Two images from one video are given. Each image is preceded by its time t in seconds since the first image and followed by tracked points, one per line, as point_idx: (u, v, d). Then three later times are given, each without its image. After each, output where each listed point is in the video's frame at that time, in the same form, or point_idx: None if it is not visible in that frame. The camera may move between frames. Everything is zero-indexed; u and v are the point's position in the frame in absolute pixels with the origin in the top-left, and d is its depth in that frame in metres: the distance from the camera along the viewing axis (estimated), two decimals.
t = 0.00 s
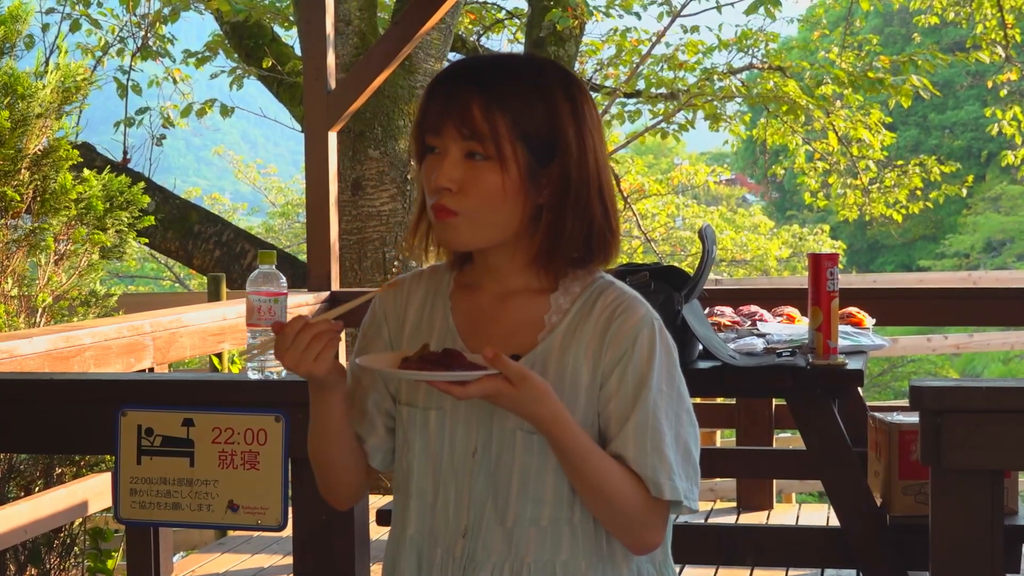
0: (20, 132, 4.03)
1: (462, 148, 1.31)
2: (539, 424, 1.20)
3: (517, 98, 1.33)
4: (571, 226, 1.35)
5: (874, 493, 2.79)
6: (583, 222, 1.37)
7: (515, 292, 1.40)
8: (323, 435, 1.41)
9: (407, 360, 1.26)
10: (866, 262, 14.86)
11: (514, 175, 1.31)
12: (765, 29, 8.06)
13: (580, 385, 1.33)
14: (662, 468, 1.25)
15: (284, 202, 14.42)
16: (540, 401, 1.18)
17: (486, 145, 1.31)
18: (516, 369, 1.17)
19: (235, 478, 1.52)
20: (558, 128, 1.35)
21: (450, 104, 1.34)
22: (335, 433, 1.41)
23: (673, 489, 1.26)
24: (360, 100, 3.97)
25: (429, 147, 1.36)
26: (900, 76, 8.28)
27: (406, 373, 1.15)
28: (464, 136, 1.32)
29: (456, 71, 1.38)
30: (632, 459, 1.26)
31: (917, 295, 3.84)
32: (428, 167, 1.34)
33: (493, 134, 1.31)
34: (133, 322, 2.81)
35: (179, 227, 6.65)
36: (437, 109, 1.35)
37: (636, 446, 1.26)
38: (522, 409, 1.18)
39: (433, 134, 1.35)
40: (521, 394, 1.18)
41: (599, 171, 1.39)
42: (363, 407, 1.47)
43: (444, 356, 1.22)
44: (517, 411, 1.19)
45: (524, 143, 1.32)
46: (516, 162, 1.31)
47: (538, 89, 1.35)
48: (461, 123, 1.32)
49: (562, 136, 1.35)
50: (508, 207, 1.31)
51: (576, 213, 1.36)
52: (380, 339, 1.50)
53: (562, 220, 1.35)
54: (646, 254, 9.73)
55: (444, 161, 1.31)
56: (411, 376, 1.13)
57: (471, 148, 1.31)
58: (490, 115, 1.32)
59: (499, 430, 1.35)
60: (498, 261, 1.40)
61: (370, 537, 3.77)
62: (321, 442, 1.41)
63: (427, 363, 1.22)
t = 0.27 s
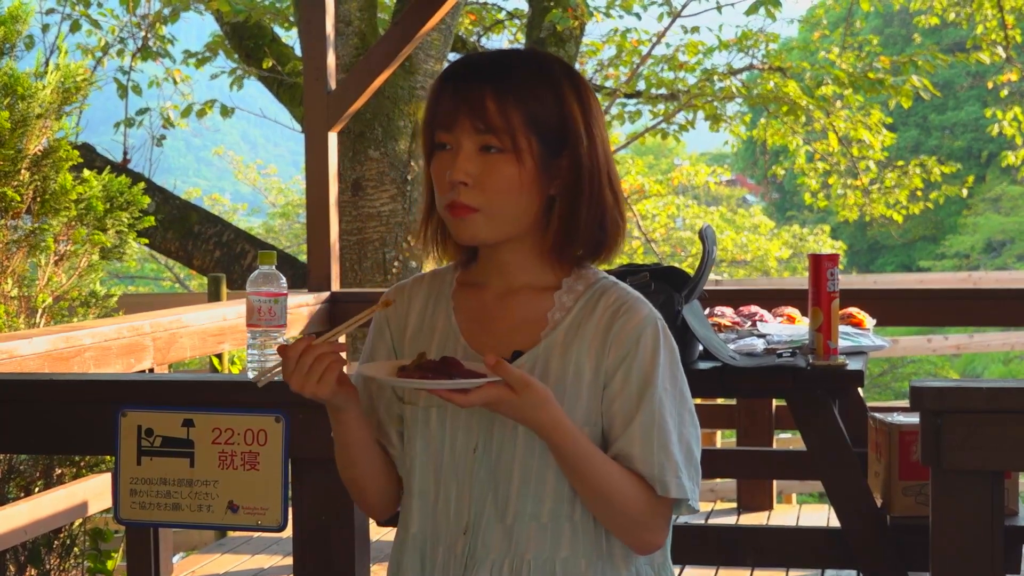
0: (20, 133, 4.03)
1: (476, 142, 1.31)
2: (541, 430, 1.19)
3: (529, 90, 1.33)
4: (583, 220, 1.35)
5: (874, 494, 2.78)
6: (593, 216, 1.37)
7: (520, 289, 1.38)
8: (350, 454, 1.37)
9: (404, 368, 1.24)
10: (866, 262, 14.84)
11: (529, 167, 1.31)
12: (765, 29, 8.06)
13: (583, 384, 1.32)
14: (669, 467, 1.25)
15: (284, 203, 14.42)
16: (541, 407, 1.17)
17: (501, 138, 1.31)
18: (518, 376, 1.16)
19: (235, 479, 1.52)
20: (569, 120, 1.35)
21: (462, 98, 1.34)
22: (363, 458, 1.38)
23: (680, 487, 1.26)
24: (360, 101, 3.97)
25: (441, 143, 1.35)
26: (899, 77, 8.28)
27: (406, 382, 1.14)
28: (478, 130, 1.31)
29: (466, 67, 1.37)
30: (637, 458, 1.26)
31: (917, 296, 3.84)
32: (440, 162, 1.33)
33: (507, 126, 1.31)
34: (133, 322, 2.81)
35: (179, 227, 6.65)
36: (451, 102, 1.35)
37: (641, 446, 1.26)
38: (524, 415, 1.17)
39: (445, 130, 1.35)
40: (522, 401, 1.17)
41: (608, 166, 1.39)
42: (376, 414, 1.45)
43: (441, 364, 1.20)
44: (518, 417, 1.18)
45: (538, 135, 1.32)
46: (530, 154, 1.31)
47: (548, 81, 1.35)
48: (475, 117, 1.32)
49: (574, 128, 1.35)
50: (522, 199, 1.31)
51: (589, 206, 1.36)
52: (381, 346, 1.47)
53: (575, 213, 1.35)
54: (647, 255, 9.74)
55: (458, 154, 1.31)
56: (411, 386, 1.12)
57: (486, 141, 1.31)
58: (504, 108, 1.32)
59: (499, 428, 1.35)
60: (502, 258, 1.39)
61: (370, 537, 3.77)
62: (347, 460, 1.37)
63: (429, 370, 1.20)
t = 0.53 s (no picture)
0: (20, 133, 4.03)
1: (484, 143, 1.31)
2: (544, 438, 1.19)
3: (533, 89, 1.33)
4: (591, 217, 1.35)
5: (875, 494, 2.78)
6: (601, 211, 1.37)
7: (526, 287, 1.38)
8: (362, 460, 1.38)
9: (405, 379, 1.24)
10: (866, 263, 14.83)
11: (538, 167, 1.31)
12: (765, 30, 8.06)
13: (588, 384, 1.31)
14: (675, 468, 1.26)
15: (284, 203, 14.42)
16: (543, 417, 1.17)
17: (509, 138, 1.30)
18: (522, 386, 1.16)
19: (236, 479, 1.51)
20: (573, 117, 1.35)
21: (466, 100, 1.33)
22: (375, 462, 1.38)
23: (685, 488, 1.26)
24: (360, 101, 3.97)
25: (446, 146, 1.34)
26: (899, 78, 8.28)
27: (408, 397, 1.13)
28: (485, 131, 1.31)
29: (467, 70, 1.37)
30: (643, 459, 1.26)
31: (918, 297, 3.84)
32: (447, 165, 1.33)
33: (514, 126, 1.31)
34: (134, 323, 2.81)
35: (179, 228, 6.65)
36: (457, 105, 1.34)
37: (647, 447, 1.26)
38: (528, 424, 1.17)
39: (451, 132, 1.34)
40: (525, 411, 1.17)
41: (614, 161, 1.39)
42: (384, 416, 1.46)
43: (442, 376, 1.20)
44: (522, 426, 1.18)
45: (545, 135, 1.32)
46: (538, 153, 1.31)
47: (550, 80, 1.35)
48: (481, 119, 1.31)
49: (578, 124, 1.35)
50: (532, 198, 1.31)
51: (596, 202, 1.36)
52: (386, 350, 1.47)
53: (585, 209, 1.35)
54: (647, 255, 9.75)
55: (467, 157, 1.30)
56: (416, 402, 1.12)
57: (494, 142, 1.30)
58: (511, 108, 1.31)
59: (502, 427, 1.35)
60: (507, 256, 1.38)
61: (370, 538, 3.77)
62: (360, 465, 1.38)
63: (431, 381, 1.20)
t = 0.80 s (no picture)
0: (20, 134, 4.03)
1: (488, 144, 1.30)
2: (547, 438, 1.19)
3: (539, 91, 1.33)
4: (592, 220, 1.35)
5: (875, 495, 2.78)
6: (601, 214, 1.36)
7: (527, 288, 1.38)
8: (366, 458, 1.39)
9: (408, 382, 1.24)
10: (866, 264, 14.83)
11: (541, 168, 1.31)
12: (765, 31, 8.06)
13: (589, 382, 1.31)
14: (678, 467, 1.26)
15: (284, 204, 14.43)
16: (544, 417, 1.17)
17: (514, 139, 1.30)
18: (524, 387, 1.15)
19: (236, 480, 1.51)
20: (579, 120, 1.34)
21: (473, 101, 1.33)
22: (379, 462, 1.39)
23: (688, 486, 1.26)
24: (360, 102, 3.98)
25: (451, 145, 1.34)
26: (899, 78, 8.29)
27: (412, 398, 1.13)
28: (490, 132, 1.31)
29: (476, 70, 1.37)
30: (646, 457, 1.26)
31: (918, 298, 3.84)
32: (452, 164, 1.33)
33: (520, 128, 1.31)
34: (134, 324, 2.81)
35: (179, 229, 6.65)
36: (463, 105, 1.34)
37: (649, 446, 1.26)
38: (530, 424, 1.17)
39: (457, 132, 1.34)
40: (528, 412, 1.16)
41: (616, 165, 1.39)
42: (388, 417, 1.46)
43: (444, 379, 1.20)
44: (525, 427, 1.18)
45: (549, 136, 1.32)
46: (542, 154, 1.31)
47: (557, 83, 1.34)
48: (487, 119, 1.31)
49: (582, 128, 1.34)
50: (535, 198, 1.31)
51: (598, 204, 1.35)
52: (388, 350, 1.47)
53: (586, 211, 1.34)
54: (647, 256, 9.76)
55: (470, 157, 1.30)
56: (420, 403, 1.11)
57: (498, 142, 1.30)
58: (517, 109, 1.31)
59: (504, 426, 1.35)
60: (510, 255, 1.38)
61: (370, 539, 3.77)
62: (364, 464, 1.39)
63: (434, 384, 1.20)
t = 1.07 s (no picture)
0: (20, 135, 4.02)
1: (517, 132, 1.32)
2: (537, 440, 1.18)
3: (571, 92, 1.36)
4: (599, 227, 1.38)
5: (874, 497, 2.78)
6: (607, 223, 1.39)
7: (520, 287, 1.38)
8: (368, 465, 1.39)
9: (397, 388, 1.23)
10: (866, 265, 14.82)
11: (562, 163, 1.33)
12: (765, 32, 8.07)
13: (579, 381, 1.31)
14: (670, 462, 1.25)
15: (284, 206, 14.44)
16: (533, 418, 1.16)
17: (544, 130, 1.32)
18: (512, 389, 1.15)
19: (236, 482, 1.51)
20: (601, 129, 1.38)
21: (506, 87, 1.34)
22: (380, 467, 1.40)
23: (680, 482, 1.25)
24: (360, 103, 3.98)
25: (473, 128, 1.34)
26: (899, 79, 8.29)
27: (399, 404, 1.12)
28: (520, 119, 1.32)
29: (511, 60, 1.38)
30: (639, 455, 1.26)
31: (918, 298, 3.83)
32: (472, 147, 1.32)
33: (551, 121, 1.33)
34: (134, 325, 2.81)
35: (179, 230, 6.65)
36: (495, 89, 1.34)
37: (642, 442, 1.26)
38: (519, 426, 1.17)
39: (482, 116, 1.34)
40: (517, 414, 1.16)
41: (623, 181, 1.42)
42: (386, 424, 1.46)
43: (432, 383, 1.19)
44: (514, 430, 1.17)
45: (574, 137, 1.35)
46: (566, 150, 1.33)
47: (586, 91, 1.38)
48: (520, 107, 1.33)
49: (603, 138, 1.38)
50: (551, 193, 1.32)
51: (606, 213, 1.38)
52: (383, 357, 1.46)
53: (594, 217, 1.37)
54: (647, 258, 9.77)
55: (496, 142, 1.31)
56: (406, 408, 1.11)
57: (526, 132, 1.32)
58: (549, 103, 1.33)
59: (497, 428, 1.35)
60: (506, 253, 1.37)
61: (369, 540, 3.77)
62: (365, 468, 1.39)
63: (422, 387, 1.19)
